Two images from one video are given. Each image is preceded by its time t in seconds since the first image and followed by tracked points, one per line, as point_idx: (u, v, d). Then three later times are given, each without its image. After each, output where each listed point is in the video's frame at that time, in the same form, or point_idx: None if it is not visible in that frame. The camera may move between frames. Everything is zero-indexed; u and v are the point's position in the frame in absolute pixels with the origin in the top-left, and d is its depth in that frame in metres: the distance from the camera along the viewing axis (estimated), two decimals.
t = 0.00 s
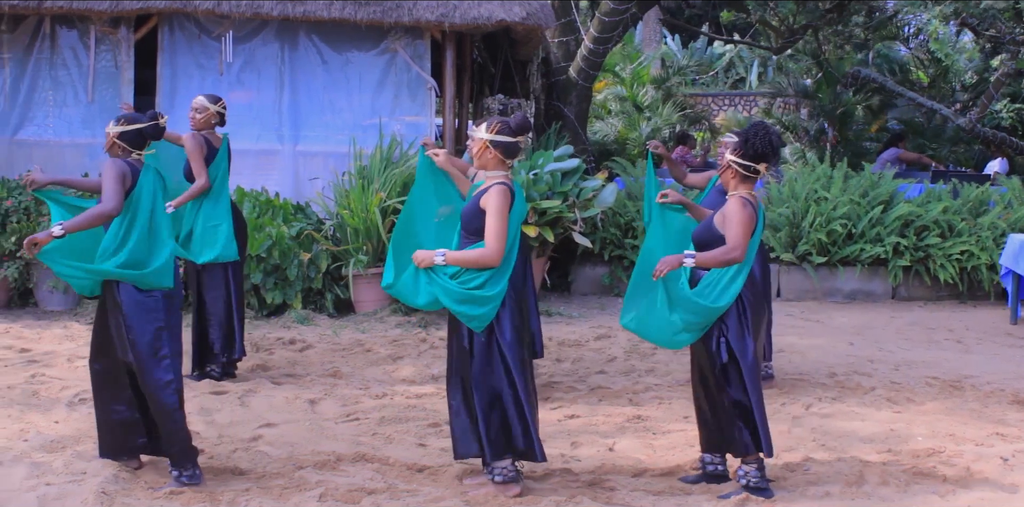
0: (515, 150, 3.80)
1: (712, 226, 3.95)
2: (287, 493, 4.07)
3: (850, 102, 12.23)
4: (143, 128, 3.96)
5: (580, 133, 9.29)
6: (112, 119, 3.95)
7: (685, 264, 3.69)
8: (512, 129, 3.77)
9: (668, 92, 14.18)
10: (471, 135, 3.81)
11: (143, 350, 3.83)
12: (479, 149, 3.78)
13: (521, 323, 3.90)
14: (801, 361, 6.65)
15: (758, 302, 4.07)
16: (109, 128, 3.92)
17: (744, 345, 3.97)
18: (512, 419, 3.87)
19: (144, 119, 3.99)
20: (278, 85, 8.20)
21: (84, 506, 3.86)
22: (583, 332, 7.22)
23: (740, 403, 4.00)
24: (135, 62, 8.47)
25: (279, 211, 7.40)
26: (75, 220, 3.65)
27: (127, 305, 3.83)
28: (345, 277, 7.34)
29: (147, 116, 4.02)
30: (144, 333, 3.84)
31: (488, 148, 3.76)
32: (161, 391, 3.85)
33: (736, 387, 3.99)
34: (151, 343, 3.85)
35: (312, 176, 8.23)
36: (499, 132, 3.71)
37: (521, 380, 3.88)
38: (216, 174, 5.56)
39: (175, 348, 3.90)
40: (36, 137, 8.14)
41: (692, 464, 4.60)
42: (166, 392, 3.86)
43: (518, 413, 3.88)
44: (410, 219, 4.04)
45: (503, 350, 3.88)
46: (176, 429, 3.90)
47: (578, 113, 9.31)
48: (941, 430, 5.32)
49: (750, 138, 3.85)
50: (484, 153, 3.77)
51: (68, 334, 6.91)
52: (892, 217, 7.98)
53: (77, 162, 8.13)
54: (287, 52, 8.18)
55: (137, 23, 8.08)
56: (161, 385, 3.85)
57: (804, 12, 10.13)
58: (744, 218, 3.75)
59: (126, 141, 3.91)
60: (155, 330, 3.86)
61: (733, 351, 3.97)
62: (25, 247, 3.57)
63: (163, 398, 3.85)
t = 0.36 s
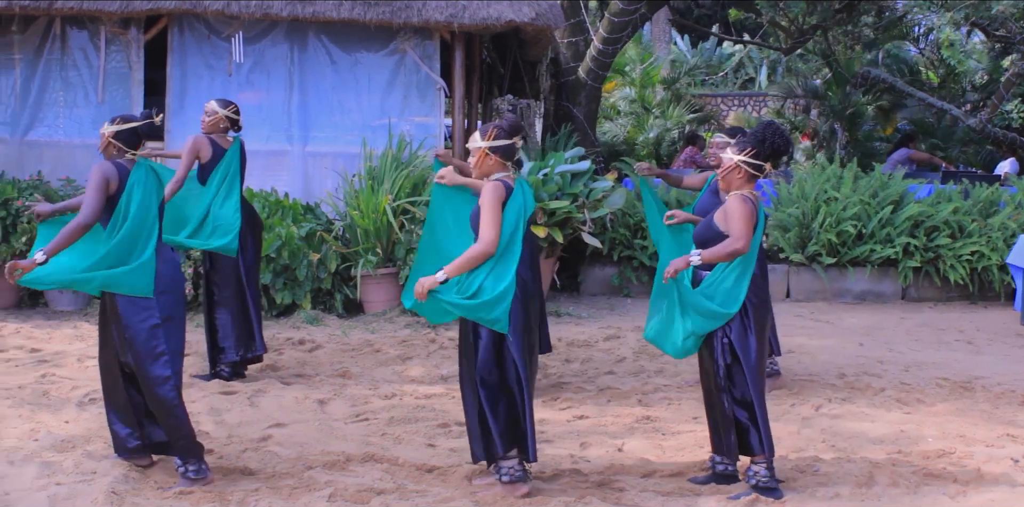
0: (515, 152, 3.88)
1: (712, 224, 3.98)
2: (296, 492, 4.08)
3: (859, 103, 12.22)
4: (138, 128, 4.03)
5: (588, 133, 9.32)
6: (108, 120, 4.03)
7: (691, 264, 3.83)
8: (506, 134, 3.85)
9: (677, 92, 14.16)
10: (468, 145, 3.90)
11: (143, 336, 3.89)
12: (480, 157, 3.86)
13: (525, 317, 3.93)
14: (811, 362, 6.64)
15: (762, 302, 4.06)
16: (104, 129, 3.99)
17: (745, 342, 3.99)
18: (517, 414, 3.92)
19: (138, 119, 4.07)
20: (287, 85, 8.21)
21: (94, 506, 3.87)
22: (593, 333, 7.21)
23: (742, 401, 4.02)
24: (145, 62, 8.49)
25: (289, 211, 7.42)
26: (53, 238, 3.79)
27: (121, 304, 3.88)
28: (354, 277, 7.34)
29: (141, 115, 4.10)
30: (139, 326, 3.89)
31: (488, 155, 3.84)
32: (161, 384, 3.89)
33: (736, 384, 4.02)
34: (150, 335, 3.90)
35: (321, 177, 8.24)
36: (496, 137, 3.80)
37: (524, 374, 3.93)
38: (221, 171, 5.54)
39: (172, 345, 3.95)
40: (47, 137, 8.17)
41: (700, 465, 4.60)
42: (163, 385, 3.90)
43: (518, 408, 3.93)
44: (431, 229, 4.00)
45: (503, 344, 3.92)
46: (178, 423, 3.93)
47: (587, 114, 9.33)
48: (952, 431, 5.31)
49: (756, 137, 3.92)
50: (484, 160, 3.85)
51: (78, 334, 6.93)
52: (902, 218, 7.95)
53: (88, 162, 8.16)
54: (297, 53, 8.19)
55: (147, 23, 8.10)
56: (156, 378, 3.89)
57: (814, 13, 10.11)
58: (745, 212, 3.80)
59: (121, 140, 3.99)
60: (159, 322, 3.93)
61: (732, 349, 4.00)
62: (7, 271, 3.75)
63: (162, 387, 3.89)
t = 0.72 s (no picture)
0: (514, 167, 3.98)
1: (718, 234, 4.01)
2: (315, 493, 4.09)
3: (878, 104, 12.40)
4: (156, 132, 4.06)
5: (608, 135, 9.38)
6: (126, 120, 4.04)
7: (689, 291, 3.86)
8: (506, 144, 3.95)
9: (696, 93, 14.13)
10: (468, 159, 3.98)
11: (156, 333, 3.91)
12: (480, 171, 3.96)
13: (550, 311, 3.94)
14: (830, 364, 6.62)
15: (796, 302, 4.03)
16: (120, 130, 4.01)
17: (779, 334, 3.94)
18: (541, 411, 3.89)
19: (157, 123, 4.09)
20: (307, 87, 8.23)
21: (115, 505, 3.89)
22: (611, 335, 7.21)
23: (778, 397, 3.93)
24: (165, 64, 8.53)
25: (308, 212, 7.44)
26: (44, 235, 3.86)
27: (136, 306, 3.93)
28: (373, 278, 7.36)
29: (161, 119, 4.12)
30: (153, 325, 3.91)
31: (489, 169, 3.94)
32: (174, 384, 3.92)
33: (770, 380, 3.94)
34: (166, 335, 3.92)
35: (340, 178, 8.25)
36: (497, 152, 3.90)
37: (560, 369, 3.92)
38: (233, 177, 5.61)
39: (186, 346, 3.96)
40: (67, 139, 8.21)
41: (721, 467, 4.59)
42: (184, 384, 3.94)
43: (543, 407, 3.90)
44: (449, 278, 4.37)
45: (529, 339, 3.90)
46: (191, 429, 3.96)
47: (606, 116, 9.38)
48: (973, 434, 5.28)
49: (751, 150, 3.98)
50: (484, 173, 3.96)
51: (99, 334, 6.96)
52: (922, 219, 7.92)
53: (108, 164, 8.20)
54: (316, 55, 8.21)
55: (168, 26, 8.14)
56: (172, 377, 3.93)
57: (834, 14, 10.08)
58: (729, 215, 3.81)
59: (138, 143, 4.00)
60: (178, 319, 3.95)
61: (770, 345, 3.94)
62: None
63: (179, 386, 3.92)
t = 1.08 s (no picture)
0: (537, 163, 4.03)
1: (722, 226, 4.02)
2: (329, 495, 4.09)
3: (894, 106, 12.33)
4: (177, 125, 4.17)
5: (622, 137, 9.37)
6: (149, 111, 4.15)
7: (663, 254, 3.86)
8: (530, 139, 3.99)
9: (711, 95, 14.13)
10: (495, 146, 4.03)
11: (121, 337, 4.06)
12: (504, 159, 4.00)
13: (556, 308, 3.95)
14: (845, 366, 6.60)
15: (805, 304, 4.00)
16: (140, 121, 4.12)
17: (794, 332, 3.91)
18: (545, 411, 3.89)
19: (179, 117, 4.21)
20: (321, 89, 8.26)
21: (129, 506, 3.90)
22: (625, 336, 7.21)
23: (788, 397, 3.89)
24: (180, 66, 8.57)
25: (322, 213, 7.46)
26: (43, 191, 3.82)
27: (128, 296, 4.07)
28: (387, 280, 7.38)
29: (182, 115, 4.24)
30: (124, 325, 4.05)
31: (513, 159, 3.99)
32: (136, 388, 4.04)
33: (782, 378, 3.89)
34: (151, 343, 4.05)
35: (354, 180, 8.27)
36: (527, 143, 3.95)
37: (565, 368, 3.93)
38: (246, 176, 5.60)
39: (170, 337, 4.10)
40: (83, 140, 8.25)
41: (735, 469, 4.58)
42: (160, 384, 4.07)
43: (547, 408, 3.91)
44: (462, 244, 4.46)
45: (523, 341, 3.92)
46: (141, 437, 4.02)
47: (620, 117, 9.37)
48: (988, 437, 5.26)
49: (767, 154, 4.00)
50: (507, 163, 4.01)
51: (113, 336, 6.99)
52: (937, 221, 7.90)
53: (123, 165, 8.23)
54: (330, 57, 8.23)
55: (183, 28, 8.19)
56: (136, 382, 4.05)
57: (848, 15, 10.06)
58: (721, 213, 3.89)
59: (159, 133, 4.12)
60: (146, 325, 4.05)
61: (780, 346, 3.89)
62: None
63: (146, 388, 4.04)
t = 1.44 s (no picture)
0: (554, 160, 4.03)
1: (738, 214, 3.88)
2: (338, 496, 4.09)
3: (904, 106, 12.29)
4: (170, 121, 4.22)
5: (632, 139, 9.37)
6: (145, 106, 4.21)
7: (659, 194, 3.62)
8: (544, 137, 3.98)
9: (720, 97, 14.14)
10: (512, 139, 4.02)
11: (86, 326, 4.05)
12: (521, 152, 3.99)
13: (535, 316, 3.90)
14: (854, 368, 6.59)
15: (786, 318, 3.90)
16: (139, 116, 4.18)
17: (763, 348, 3.82)
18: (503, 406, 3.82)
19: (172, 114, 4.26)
20: (330, 90, 8.27)
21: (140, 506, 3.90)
22: (634, 338, 7.21)
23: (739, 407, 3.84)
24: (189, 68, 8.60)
25: (331, 214, 7.47)
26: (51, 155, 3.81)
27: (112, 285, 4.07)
28: (396, 281, 7.40)
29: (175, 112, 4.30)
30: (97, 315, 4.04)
31: (530, 152, 3.98)
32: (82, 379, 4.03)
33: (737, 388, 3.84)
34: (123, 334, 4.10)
35: (363, 182, 8.29)
36: (545, 138, 3.94)
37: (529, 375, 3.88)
38: (253, 175, 5.62)
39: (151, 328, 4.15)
40: (93, 142, 8.29)
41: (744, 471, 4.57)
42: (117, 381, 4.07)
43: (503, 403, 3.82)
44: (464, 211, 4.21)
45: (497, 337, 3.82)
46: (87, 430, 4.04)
47: (629, 118, 9.34)
48: (998, 439, 5.24)
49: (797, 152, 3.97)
50: (525, 155, 4.00)
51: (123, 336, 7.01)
52: (947, 222, 7.90)
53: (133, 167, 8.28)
54: (339, 58, 8.24)
55: (192, 29, 8.22)
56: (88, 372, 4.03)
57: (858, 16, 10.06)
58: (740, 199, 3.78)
59: (152, 128, 4.16)
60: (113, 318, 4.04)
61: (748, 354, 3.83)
62: None
63: (95, 382, 4.02)
